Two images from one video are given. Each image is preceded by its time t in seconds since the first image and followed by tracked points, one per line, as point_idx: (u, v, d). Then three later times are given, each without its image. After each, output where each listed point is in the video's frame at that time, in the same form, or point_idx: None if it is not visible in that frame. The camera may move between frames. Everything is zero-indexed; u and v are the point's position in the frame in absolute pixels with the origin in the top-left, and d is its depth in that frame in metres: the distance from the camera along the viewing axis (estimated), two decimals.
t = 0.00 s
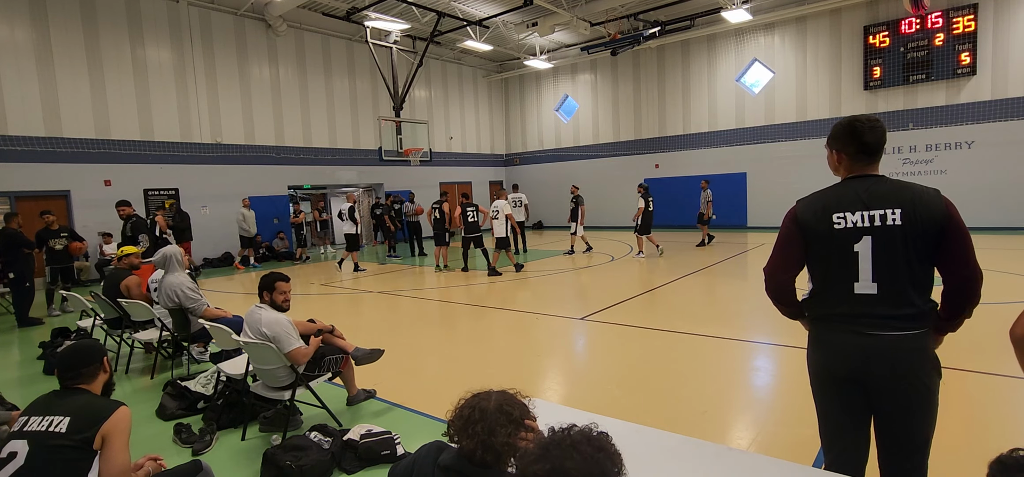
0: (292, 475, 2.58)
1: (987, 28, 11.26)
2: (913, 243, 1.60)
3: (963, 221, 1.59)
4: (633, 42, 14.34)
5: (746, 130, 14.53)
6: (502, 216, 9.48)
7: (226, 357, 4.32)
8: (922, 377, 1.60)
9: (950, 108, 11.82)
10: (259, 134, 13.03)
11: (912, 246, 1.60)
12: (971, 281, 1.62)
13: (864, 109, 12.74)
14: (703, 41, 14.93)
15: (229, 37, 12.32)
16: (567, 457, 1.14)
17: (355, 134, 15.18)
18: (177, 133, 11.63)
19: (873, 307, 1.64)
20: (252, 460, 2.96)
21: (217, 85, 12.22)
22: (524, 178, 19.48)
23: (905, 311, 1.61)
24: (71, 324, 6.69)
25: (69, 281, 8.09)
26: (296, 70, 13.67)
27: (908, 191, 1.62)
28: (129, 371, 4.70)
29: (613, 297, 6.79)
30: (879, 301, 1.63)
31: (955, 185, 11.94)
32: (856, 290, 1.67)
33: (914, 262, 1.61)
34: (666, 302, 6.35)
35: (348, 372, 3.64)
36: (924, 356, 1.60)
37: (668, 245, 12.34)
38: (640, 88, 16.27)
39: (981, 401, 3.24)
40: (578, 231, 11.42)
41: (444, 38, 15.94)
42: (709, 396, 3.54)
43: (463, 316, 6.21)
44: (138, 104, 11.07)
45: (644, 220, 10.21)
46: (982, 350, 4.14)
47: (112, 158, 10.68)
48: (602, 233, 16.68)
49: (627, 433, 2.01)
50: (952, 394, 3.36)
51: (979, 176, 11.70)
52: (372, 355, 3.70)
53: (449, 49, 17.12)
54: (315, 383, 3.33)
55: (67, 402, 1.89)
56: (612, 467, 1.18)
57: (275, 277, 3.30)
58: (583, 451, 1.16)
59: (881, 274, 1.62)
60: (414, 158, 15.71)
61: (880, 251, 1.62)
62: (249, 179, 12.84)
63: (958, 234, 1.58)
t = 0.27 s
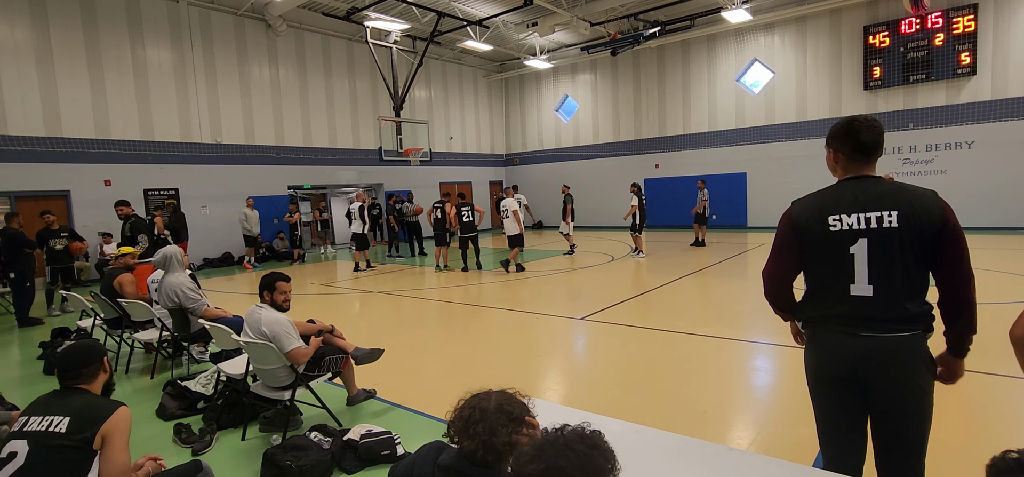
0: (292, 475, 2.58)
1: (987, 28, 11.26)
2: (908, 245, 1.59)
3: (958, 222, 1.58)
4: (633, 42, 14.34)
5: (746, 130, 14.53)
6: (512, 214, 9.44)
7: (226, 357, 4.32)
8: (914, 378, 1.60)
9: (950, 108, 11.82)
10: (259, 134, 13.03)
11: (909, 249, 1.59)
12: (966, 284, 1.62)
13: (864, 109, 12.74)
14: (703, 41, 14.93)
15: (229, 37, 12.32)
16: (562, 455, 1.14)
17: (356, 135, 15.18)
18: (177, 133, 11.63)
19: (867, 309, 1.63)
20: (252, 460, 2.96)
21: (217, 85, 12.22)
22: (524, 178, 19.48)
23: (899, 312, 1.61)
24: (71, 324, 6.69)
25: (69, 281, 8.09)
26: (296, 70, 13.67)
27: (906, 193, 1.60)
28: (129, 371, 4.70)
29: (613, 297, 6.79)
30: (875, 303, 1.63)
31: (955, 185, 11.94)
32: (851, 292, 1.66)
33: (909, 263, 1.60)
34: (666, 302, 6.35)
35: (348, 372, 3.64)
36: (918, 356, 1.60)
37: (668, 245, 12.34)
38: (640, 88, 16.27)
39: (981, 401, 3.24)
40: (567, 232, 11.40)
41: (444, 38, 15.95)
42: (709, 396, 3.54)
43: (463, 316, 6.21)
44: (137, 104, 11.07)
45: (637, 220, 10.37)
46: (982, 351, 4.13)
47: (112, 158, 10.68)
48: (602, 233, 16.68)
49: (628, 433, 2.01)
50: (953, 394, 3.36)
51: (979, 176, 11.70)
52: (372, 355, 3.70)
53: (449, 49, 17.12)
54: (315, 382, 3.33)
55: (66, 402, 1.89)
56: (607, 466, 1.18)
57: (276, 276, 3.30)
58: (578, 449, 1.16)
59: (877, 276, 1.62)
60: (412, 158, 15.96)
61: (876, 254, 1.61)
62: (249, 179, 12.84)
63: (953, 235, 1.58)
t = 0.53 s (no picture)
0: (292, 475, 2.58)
1: (987, 28, 11.26)
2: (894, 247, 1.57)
3: (949, 224, 1.54)
4: (633, 42, 14.34)
5: (745, 130, 14.53)
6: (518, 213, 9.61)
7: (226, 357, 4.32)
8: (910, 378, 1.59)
9: (950, 108, 11.83)
10: (259, 134, 13.03)
11: (895, 251, 1.57)
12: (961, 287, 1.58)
13: (864, 109, 12.74)
14: (703, 41, 14.93)
15: (229, 36, 12.32)
16: (559, 453, 1.15)
17: (356, 135, 15.19)
18: (178, 133, 11.63)
19: (855, 311, 1.64)
20: (252, 460, 2.96)
21: (217, 85, 12.22)
22: (524, 178, 19.48)
23: (889, 314, 1.60)
24: (72, 324, 6.69)
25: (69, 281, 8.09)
26: (296, 70, 13.67)
27: (893, 195, 1.58)
28: (129, 371, 4.70)
29: (612, 297, 6.80)
30: (862, 305, 1.63)
31: (954, 185, 11.95)
32: (837, 292, 1.68)
33: (898, 265, 1.58)
34: (664, 302, 6.36)
35: (348, 372, 3.64)
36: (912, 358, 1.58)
37: (668, 245, 12.35)
38: (640, 88, 16.27)
39: (979, 401, 3.24)
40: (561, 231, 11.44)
41: (444, 38, 15.95)
42: (710, 396, 3.54)
43: (462, 316, 6.21)
44: (137, 103, 11.07)
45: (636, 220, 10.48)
46: (982, 350, 4.14)
47: (112, 158, 10.68)
48: (602, 232, 16.69)
49: (627, 433, 2.01)
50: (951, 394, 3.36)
51: (979, 176, 11.71)
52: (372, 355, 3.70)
53: (449, 49, 17.12)
54: (315, 382, 3.33)
55: (67, 402, 1.89)
56: (606, 465, 1.19)
57: (275, 276, 3.30)
58: (576, 446, 1.17)
59: (862, 277, 1.62)
60: (415, 157, 15.60)
61: (860, 255, 1.61)
62: (249, 179, 12.85)
63: (944, 235, 1.54)
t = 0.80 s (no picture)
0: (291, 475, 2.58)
1: (987, 28, 11.26)
2: (861, 245, 1.59)
3: (913, 222, 1.50)
4: (633, 42, 14.34)
5: (745, 130, 14.53)
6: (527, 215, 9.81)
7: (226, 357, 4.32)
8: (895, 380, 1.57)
9: (950, 108, 11.83)
10: (259, 134, 13.03)
11: (859, 250, 1.60)
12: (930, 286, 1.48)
13: (864, 109, 12.74)
14: (703, 41, 14.93)
15: (228, 36, 12.32)
16: (561, 453, 1.15)
17: (356, 135, 15.19)
18: (178, 133, 11.63)
19: (831, 308, 1.68)
20: (251, 460, 2.95)
21: (217, 85, 12.22)
22: (524, 178, 19.48)
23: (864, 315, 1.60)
24: (72, 324, 6.69)
25: (69, 281, 8.08)
26: (296, 70, 13.67)
27: (861, 193, 1.62)
28: (129, 371, 4.70)
29: (612, 297, 6.80)
30: (835, 302, 1.67)
31: (955, 185, 11.95)
32: (812, 288, 1.74)
33: (867, 263, 1.59)
34: (662, 302, 6.36)
35: (348, 372, 3.64)
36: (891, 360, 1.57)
37: (668, 245, 12.35)
38: (640, 88, 16.27)
39: (980, 401, 3.24)
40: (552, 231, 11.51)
41: (444, 38, 15.95)
42: (709, 396, 3.54)
43: (462, 316, 6.21)
44: (137, 103, 11.07)
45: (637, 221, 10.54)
46: (982, 350, 4.14)
47: (112, 158, 10.68)
48: (602, 232, 16.70)
49: (628, 433, 2.01)
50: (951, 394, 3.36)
51: (979, 176, 11.71)
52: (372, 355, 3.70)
53: (449, 49, 17.13)
54: (315, 382, 3.33)
55: (67, 402, 1.89)
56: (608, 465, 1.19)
57: (274, 275, 3.31)
58: (577, 446, 1.17)
59: (832, 274, 1.67)
60: (413, 158, 15.86)
61: (829, 252, 1.67)
62: (249, 179, 12.84)
63: (906, 237, 1.49)
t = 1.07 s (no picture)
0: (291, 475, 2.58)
1: (987, 28, 11.26)
2: (847, 245, 1.61)
3: (889, 227, 1.47)
4: (633, 42, 14.34)
5: (745, 130, 14.52)
6: (536, 212, 10.02)
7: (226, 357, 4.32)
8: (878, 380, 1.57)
9: (950, 108, 11.83)
10: (259, 134, 13.03)
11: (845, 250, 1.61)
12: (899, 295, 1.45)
13: (864, 109, 12.73)
14: (703, 41, 14.93)
15: (228, 36, 12.32)
16: (572, 455, 1.15)
17: (356, 135, 15.18)
18: (177, 133, 11.63)
19: (822, 306, 1.70)
20: (251, 461, 2.95)
21: (217, 85, 12.22)
22: (524, 178, 19.48)
23: (850, 316, 1.61)
24: (72, 324, 6.69)
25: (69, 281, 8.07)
26: (296, 70, 13.67)
27: (855, 194, 1.62)
28: (129, 371, 4.70)
29: (612, 297, 6.80)
30: (826, 299, 1.69)
31: (954, 185, 11.95)
32: (809, 286, 1.77)
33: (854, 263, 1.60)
34: (662, 303, 6.35)
35: (348, 372, 3.64)
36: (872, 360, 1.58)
37: (668, 245, 12.35)
38: (640, 88, 16.27)
39: (980, 401, 3.24)
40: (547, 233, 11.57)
41: (444, 38, 15.94)
42: (708, 396, 3.54)
43: (462, 316, 6.20)
44: (137, 103, 11.06)
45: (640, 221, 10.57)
46: (982, 350, 4.14)
47: (112, 158, 10.69)
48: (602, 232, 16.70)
49: (629, 433, 2.00)
50: (951, 394, 3.36)
51: (979, 176, 11.71)
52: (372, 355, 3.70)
53: (449, 49, 17.13)
54: (315, 382, 3.33)
55: (67, 402, 1.89)
56: (618, 465, 1.20)
57: (271, 274, 3.30)
58: (587, 447, 1.17)
59: (824, 272, 1.69)
60: (413, 158, 15.84)
61: (823, 250, 1.69)
62: (249, 179, 12.84)
63: (880, 240, 1.47)
